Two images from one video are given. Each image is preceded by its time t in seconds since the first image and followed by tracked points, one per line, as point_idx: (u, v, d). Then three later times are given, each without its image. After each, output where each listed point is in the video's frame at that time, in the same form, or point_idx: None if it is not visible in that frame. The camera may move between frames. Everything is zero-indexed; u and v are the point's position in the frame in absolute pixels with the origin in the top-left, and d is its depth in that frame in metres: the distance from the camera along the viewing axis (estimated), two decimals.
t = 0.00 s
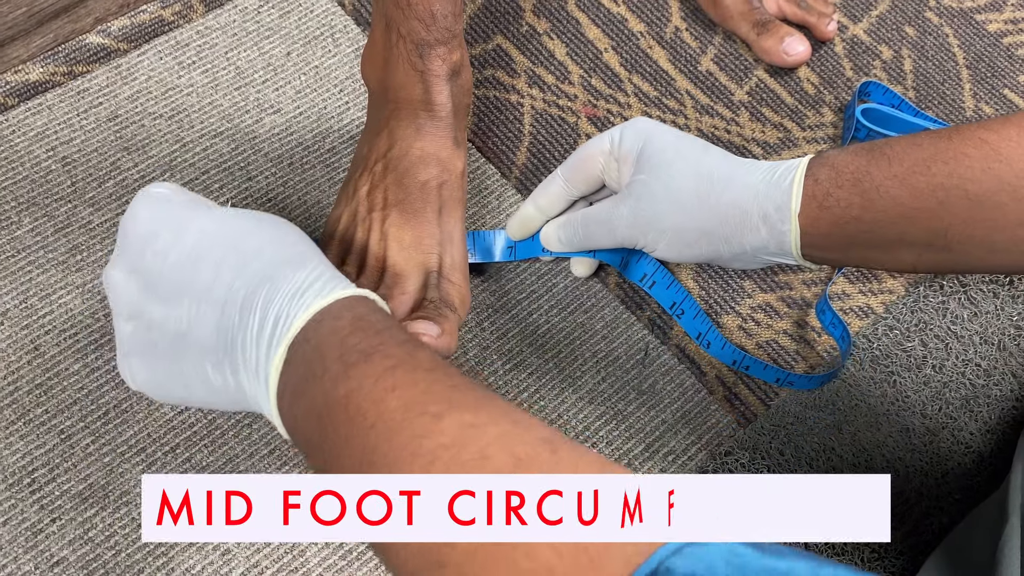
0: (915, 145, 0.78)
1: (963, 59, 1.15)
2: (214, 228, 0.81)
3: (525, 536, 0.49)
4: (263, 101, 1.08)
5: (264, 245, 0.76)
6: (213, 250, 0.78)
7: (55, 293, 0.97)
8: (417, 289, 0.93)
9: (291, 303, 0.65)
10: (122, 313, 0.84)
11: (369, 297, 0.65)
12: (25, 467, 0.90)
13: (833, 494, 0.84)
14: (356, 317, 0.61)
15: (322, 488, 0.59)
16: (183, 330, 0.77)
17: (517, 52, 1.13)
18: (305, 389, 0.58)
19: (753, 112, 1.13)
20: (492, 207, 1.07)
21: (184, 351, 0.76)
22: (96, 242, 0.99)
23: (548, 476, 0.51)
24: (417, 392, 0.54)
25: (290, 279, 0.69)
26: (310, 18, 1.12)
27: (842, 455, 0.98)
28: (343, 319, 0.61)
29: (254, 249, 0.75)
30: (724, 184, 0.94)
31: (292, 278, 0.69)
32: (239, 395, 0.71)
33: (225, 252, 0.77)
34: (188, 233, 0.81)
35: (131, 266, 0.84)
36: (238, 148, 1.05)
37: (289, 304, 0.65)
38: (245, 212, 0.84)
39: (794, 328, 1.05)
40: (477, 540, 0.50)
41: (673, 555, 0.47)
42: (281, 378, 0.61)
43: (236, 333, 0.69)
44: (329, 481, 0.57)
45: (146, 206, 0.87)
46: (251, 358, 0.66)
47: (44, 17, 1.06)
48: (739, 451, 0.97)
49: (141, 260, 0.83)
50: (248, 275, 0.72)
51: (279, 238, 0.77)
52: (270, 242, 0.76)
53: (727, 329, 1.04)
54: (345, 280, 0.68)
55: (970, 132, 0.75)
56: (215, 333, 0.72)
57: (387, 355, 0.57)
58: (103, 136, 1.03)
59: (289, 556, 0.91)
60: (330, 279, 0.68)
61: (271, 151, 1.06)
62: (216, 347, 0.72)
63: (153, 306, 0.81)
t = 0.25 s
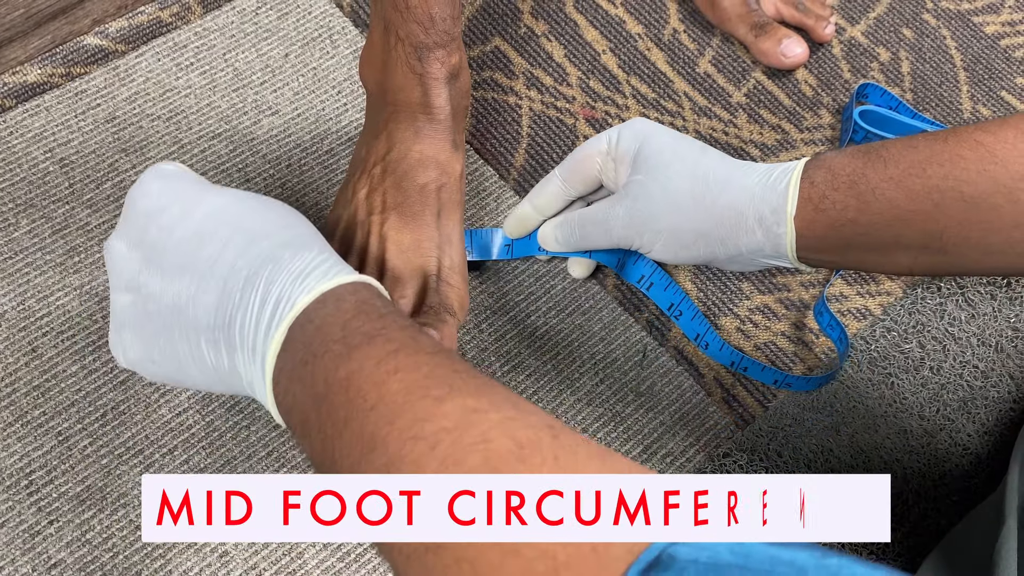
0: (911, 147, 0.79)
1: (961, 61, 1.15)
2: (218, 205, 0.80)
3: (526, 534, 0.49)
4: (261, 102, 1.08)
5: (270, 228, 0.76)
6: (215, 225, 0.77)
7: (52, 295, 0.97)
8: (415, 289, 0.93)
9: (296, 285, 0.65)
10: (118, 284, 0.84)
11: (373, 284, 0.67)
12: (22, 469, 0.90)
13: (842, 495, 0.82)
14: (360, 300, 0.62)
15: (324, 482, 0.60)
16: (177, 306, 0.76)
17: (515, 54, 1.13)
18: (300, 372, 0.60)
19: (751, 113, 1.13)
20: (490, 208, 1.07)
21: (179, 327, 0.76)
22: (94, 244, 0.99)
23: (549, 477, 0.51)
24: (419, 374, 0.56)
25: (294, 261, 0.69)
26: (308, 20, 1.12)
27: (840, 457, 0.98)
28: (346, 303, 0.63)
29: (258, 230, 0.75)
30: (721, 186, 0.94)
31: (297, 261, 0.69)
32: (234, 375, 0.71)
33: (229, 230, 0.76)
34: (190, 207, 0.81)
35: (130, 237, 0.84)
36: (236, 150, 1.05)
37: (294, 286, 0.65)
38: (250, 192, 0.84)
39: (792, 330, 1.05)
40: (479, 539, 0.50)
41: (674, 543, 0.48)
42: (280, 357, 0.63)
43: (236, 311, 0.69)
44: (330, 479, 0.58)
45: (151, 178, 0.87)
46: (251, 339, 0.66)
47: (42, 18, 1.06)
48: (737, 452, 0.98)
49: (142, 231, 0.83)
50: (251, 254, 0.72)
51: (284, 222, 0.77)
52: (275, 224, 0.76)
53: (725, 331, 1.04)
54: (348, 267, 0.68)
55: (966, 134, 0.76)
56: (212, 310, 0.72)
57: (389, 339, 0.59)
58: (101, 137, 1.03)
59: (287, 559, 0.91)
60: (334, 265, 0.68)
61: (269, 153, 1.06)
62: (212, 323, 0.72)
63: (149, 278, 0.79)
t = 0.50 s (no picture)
0: (907, 152, 0.77)
1: (959, 63, 1.15)
2: (237, 191, 0.81)
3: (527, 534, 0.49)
4: (260, 103, 1.08)
5: (285, 213, 0.77)
6: (234, 212, 0.78)
7: (51, 296, 0.97)
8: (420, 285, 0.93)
9: (310, 269, 0.65)
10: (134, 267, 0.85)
11: (388, 270, 0.66)
12: (21, 471, 0.90)
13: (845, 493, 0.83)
14: (377, 288, 0.62)
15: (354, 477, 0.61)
16: (194, 290, 0.77)
17: (514, 55, 1.13)
18: (316, 359, 0.60)
19: (750, 115, 1.13)
20: (489, 210, 1.07)
21: (196, 311, 0.77)
22: (93, 245, 0.99)
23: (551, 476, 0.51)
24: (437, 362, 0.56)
25: (309, 247, 0.69)
26: (307, 21, 1.12)
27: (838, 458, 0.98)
28: (362, 289, 0.62)
29: (276, 216, 0.76)
30: (716, 190, 0.92)
31: (312, 246, 0.69)
32: (249, 360, 0.72)
33: (245, 215, 0.77)
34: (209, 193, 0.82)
35: (147, 221, 0.85)
36: (235, 151, 1.05)
37: (309, 270, 0.65)
38: (268, 179, 0.85)
39: (791, 331, 1.05)
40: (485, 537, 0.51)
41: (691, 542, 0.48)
42: (296, 342, 0.62)
43: (251, 295, 0.69)
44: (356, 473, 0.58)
45: (169, 162, 0.87)
46: (265, 325, 0.66)
47: (40, 19, 1.06)
48: (736, 454, 0.98)
49: (159, 216, 0.84)
50: (268, 240, 0.73)
51: (299, 208, 0.78)
52: (293, 212, 0.77)
53: (724, 332, 1.04)
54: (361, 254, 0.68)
55: (962, 138, 0.74)
56: (229, 295, 0.73)
57: (405, 328, 0.59)
58: (99, 138, 1.03)
59: (287, 560, 0.91)
60: (348, 251, 0.68)
61: (268, 154, 1.06)
62: (228, 308, 0.72)
63: (168, 261, 0.81)
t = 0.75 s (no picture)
0: (896, 158, 0.76)
1: (957, 64, 1.15)
2: (288, 205, 0.82)
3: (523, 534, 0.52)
4: (258, 105, 1.08)
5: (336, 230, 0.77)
6: (286, 227, 0.79)
7: (49, 298, 0.97)
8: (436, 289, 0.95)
9: (363, 286, 0.67)
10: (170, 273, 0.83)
11: (436, 294, 0.68)
12: (18, 473, 0.90)
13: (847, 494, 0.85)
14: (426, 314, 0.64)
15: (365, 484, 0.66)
16: (241, 303, 0.76)
17: (512, 57, 1.13)
18: (366, 383, 0.61)
19: (748, 116, 1.13)
20: (487, 211, 1.07)
21: (241, 322, 0.76)
22: (90, 247, 0.99)
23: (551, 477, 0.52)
24: (485, 394, 0.57)
25: (361, 264, 0.70)
26: (305, 22, 1.12)
27: (836, 459, 0.98)
28: (412, 314, 0.64)
29: (328, 232, 0.77)
30: (705, 200, 0.91)
31: (364, 264, 0.70)
32: (293, 376, 0.73)
33: (298, 231, 0.78)
34: (262, 206, 0.82)
35: (191, 226, 0.83)
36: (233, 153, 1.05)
37: (361, 288, 0.67)
38: (316, 192, 0.85)
39: (789, 332, 1.05)
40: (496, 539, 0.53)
41: None
42: (346, 367, 0.64)
43: (302, 311, 0.70)
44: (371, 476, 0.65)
45: (219, 169, 0.86)
46: (315, 342, 0.67)
47: (38, 21, 1.06)
48: (734, 455, 0.98)
49: (207, 223, 0.83)
50: (320, 255, 0.73)
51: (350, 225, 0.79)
52: (344, 228, 0.78)
53: (722, 333, 1.04)
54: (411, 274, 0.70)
55: (949, 144, 0.73)
56: (278, 310, 0.73)
57: (455, 356, 0.60)
58: (97, 140, 1.03)
59: (284, 561, 0.91)
60: (401, 271, 0.70)
61: (267, 155, 1.06)
62: (277, 323, 0.73)
63: (212, 271, 0.80)
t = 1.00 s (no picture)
0: (891, 159, 0.76)
1: (954, 66, 1.15)
2: (357, 233, 0.77)
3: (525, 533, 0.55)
4: (257, 106, 1.08)
5: (404, 264, 0.74)
6: (358, 257, 0.74)
7: (47, 298, 0.96)
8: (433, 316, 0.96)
9: (441, 330, 0.64)
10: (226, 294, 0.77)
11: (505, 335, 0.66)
12: (16, 474, 0.90)
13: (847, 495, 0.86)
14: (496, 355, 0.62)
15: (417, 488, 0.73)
16: (305, 335, 0.72)
17: (510, 57, 1.13)
18: (435, 425, 0.60)
19: (746, 118, 1.13)
20: (486, 212, 1.07)
21: (308, 355, 0.72)
22: (88, 247, 0.99)
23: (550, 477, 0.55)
24: (552, 442, 0.56)
25: (437, 304, 0.68)
26: (303, 24, 1.12)
27: (835, 460, 0.98)
28: (482, 356, 0.62)
29: (401, 267, 0.73)
30: (701, 200, 0.91)
31: (442, 304, 0.68)
32: (361, 413, 0.70)
33: (365, 262, 0.74)
34: (330, 230, 0.77)
35: (252, 245, 0.77)
36: (232, 154, 1.05)
37: (440, 330, 0.64)
38: (383, 221, 0.81)
39: (787, 333, 1.05)
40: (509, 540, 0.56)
41: None
42: (416, 411, 0.62)
43: (377, 350, 0.67)
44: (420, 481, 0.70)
45: (284, 185, 0.80)
46: (385, 382, 0.65)
47: (37, 22, 1.06)
48: (732, 456, 0.98)
49: (270, 243, 0.76)
50: (396, 293, 0.70)
51: (416, 258, 0.75)
52: (416, 263, 0.74)
53: (721, 334, 1.04)
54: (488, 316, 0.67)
55: (944, 145, 0.73)
56: (345, 346, 0.70)
57: (524, 400, 0.58)
58: (95, 141, 1.03)
59: (283, 563, 0.90)
60: (477, 313, 0.67)
61: (265, 156, 1.06)
62: (347, 359, 0.70)
63: (270, 296, 0.75)
